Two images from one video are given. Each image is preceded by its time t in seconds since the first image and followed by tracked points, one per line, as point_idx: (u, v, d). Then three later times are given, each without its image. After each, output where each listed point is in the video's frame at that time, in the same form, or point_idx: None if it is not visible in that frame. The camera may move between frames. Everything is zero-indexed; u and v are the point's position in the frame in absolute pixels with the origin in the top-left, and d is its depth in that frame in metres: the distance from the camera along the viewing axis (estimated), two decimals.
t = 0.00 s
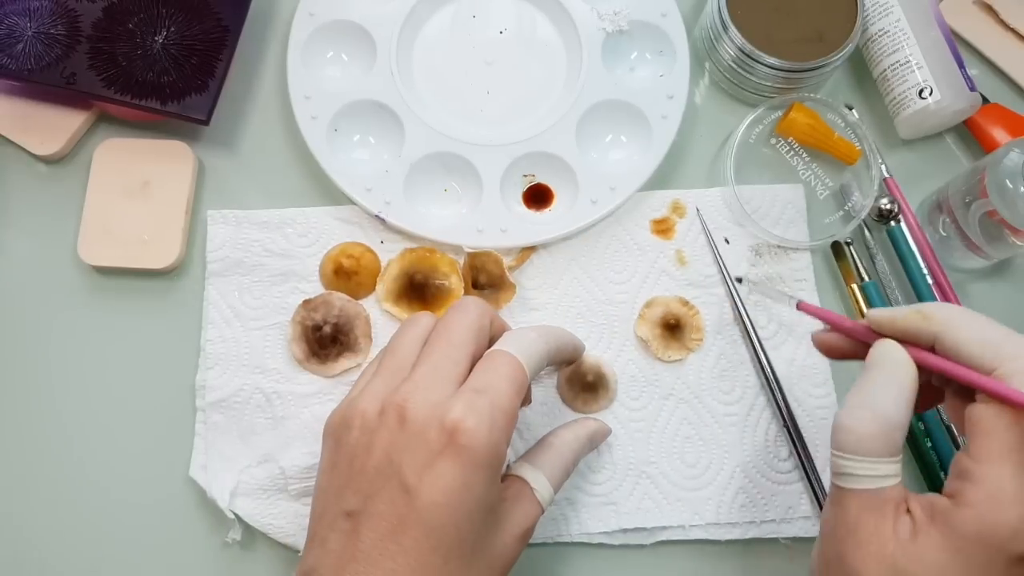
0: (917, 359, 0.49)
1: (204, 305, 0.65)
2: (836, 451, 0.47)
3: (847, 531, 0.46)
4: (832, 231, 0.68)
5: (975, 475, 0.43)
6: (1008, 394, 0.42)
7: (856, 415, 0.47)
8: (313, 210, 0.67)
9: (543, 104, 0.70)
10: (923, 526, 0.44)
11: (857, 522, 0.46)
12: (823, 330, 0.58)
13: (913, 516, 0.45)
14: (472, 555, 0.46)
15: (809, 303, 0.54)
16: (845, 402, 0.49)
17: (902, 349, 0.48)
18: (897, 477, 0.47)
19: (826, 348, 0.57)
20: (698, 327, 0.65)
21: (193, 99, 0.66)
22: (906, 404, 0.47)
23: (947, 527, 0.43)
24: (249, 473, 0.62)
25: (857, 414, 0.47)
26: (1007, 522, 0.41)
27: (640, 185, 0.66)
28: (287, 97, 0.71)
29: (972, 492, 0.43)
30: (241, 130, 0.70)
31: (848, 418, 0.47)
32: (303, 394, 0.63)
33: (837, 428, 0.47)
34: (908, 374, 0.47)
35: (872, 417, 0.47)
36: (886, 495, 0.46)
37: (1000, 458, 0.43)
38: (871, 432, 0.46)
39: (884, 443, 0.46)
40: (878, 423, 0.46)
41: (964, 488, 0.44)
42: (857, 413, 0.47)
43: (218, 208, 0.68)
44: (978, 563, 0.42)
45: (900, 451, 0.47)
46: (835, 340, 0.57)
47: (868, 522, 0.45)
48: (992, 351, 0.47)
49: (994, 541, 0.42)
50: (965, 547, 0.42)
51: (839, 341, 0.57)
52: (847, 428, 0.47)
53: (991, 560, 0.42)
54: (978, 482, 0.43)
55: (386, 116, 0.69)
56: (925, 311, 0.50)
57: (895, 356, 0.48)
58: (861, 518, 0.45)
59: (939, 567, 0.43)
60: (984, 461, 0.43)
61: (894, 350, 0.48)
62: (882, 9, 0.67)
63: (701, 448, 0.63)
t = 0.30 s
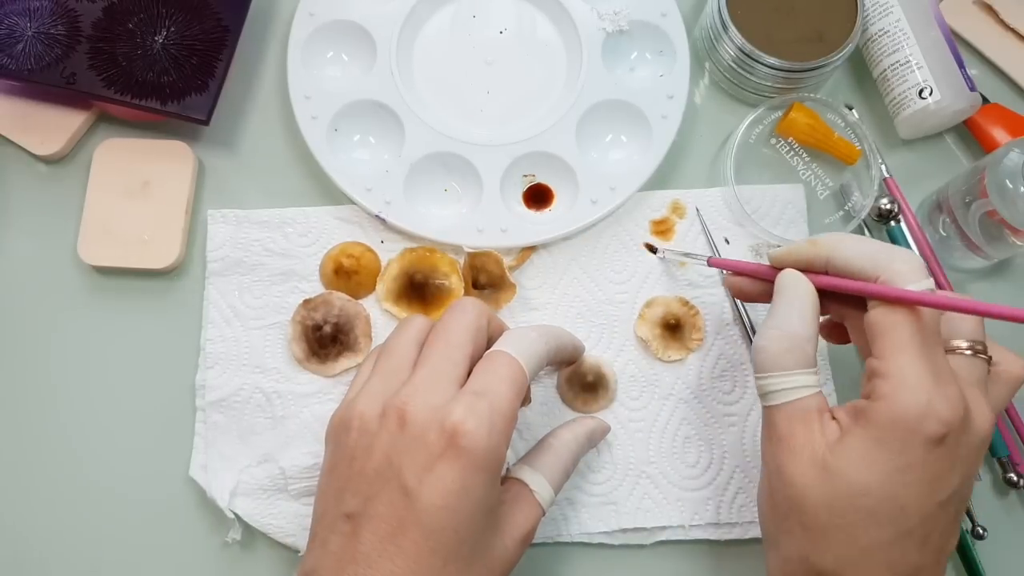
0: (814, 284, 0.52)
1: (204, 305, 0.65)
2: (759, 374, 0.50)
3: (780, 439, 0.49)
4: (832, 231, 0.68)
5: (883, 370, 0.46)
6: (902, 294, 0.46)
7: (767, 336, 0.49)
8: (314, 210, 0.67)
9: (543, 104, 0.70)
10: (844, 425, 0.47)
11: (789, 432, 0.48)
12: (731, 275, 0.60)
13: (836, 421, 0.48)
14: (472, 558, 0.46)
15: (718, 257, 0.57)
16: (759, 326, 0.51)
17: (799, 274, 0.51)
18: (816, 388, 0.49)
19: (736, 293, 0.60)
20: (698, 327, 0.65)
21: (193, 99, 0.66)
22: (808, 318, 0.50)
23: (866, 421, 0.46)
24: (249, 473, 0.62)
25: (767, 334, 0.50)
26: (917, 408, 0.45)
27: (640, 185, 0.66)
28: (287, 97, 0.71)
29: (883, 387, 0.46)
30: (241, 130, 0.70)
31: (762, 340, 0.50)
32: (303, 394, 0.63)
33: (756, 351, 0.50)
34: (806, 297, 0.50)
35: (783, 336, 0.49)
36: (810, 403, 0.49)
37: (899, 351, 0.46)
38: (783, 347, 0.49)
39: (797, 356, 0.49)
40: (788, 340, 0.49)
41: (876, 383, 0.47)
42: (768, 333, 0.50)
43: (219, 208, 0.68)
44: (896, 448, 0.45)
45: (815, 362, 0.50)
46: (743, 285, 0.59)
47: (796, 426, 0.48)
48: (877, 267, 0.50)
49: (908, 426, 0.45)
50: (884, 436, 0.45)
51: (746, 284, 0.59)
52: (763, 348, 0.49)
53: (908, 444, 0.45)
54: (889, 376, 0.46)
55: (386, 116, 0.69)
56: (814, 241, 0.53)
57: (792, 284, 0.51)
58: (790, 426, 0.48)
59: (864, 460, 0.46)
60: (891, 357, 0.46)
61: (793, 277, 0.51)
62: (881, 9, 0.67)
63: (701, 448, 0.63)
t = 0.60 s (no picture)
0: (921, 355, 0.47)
1: (204, 305, 0.65)
2: (840, 448, 0.45)
3: (852, 522, 0.45)
4: (832, 231, 0.68)
5: (987, 463, 0.42)
6: None
7: (859, 408, 0.45)
8: (313, 210, 0.67)
9: (543, 104, 0.70)
10: (932, 520, 0.43)
11: (864, 518, 0.44)
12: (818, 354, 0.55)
13: (921, 509, 0.44)
14: (472, 557, 0.46)
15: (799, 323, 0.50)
16: (846, 396, 0.46)
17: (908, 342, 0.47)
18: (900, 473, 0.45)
19: (824, 370, 0.55)
20: (698, 326, 0.65)
21: (193, 99, 0.66)
22: (911, 397, 0.45)
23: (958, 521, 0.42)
24: (249, 473, 0.62)
25: (862, 407, 0.45)
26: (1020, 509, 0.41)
27: (640, 185, 0.66)
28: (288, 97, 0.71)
29: (983, 482, 0.42)
30: (241, 130, 0.70)
31: (851, 411, 0.45)
32: (303, 394, 0.63)
33: (841, 423, 0.45)
34: (915, 366, 0.45)
35: (878, 412, 0.45)
36: (895, 490, 0.44)
37: (1007, 444, 0.42)
38: (876, 426, 0.44)
39: (889, 436, 0.44)
40: (882, 419, 0.44)
41: (974, 475, 0.43)
42: (861, 406, 0.45)
43: (218, 208, 0.68)
44: (990, 554, 0.41)
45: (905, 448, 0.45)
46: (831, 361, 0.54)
47: (875, 513, 0.44)
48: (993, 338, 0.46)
49: (1006, 533, 0.41)
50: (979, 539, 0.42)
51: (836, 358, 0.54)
52: (850, 421, 0.45)
53: (1003, 552, 0.41)
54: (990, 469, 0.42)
55: (386, 116, 0.69)
56: (920, 306, 0.49)
57: (901, 351, 0.46)
58: (867, 511, 0.44)
59: (950, 560, 0.42)
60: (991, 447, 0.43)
61: (904, 346, 0.46)
62: (882, 9, 0.67)
63: (701, 448, 0.63)
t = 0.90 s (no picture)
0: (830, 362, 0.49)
1: (204, 305, 0.65)
2: (759, 456, 0.48)
3: (782, 525, 0.48)
4: (832, 231, 0.68)
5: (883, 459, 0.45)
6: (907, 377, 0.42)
7: (765, 418, 0.47)
8: (313, 210, 0.67)
9: (543, 104, 0.70)
10: (849, 516, 0.46)
11: (792, 520, 0.47)
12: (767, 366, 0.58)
13: (841, 506, 0.47)
14: (472, 554, 0.46)
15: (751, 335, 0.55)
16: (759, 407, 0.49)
17: (814, 350, 0.49)
18: (820, 474, 0.47)
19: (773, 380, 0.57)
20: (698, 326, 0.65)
21: (193, 99, 0.66)
22: (817, 403, 0.47)
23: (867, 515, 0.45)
24: (249, 473, 0.62)
25: (765, 416, 0.47)
26: (918, 501, 0.43)
27: (640, 184, 0.66)
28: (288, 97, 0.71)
29: (882, 478, 0.45)
30: (241, 130, 0.70)
31: (759, 422, 0.47)
32: (303, 394, 0.63)
33: (754, 434, 0.48)
34: (815, 376, 0.47)
35: (783, 421, 0.47)
36: (816, 492, 0.47)
37: (896, 440, 0.44)
38: (782, 434, 0.47)
39: (797, 446, 0.47)
40: (789, 428, 0.46)
41: (875, 473, 0.45)
42: (767, 416, 0.47)
43: (219, 208, 0.68)
44: (896, 543, 0.44)
45: (818, 451, 0.47)
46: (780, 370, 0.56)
47: (798, 515, 0.47)
48: (887, 340, 0.46)
49: (905, 524, 0.43)
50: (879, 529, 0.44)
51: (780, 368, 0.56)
52: (760, 432, 0.47)
53: (909, 542, 0.43)
54: (890, 466, 0.45)
55: (386, 116, 0.69)
56: (817, 313, 0.50)
57: (798, 363, 0.48)
58: (791, 515, 0.47)
59: (862, 554, 0.45)
60: (887, 446, 0.45)
61: (802, 357, 0.48)
62: (882, 9, 0.67)
63: (701, 448, 0.63)
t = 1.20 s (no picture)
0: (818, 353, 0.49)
1: (204, 305, 0.65)
2: (749, 447, 0.48)
3: (773, 516, 0.47)
4: (832, 231, 0.68)
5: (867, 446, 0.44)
6: (890, 364, 0.42)
7: (753, 409, 0.47)
8: (313, 210, 0.67)
9: (543, 104, 0.70)
10: (839, 505, 0.45)
11: (783, 510, 0.47)
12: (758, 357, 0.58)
13: (832, 494, 0.46)
14: (471, 553, 0.46)
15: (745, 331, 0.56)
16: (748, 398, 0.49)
17: (801, 343, 0.49)
18: (810, 463, 0.47)
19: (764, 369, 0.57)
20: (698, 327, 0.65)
21: (193, 99, 0.66)
22: (805, 393, 0.47)
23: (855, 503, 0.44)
24: (249, 473, 0.62)
25: (753, 407, 0.47)
26: (904, 487, 0.42)
27: (640, 185, 0.66)
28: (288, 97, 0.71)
29: (868, 466, 0.44)
30: (241, 130, 0.70)
31: (746, 413, 0.48)
32: (303, 394, 0.63)
33: (742, 426, 0.48)
34: (801, 368, 0.47)
35: (770, 411, 0.47)
36: (804, 481, 0.47)
37: (880, 427, 0.44)
38: (769, 424, 0.47)
39: (783, 435, 0.47)
40: (776, 418, 0.46)
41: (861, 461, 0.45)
42: (754, 406, 0.47)
43: (219, 208, 0.68)
44: (885, 530, 0.43)
45: (807, 440, 0.47)
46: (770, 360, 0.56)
47: (789, 505, 0.47)
48: (870, 330, 0.46)
49: (892, 511, 0.42)
50: (866, 515, 0.43)
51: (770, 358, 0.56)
52: (747, 423, 0.47)
53: (897, 529, 0.42)
54: (875, 455, 0.44)
55: (385, 116, 0.69)
56: (803, 305, 0.50)
57: (785, 355, 0.49)
58: (781, 505, 0.47)
59: (852, 543, 0.44)
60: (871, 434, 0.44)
61: (789, 350, 0.49)
62: (882, 9, 0.67)
63: (701, 448, 0.63)
